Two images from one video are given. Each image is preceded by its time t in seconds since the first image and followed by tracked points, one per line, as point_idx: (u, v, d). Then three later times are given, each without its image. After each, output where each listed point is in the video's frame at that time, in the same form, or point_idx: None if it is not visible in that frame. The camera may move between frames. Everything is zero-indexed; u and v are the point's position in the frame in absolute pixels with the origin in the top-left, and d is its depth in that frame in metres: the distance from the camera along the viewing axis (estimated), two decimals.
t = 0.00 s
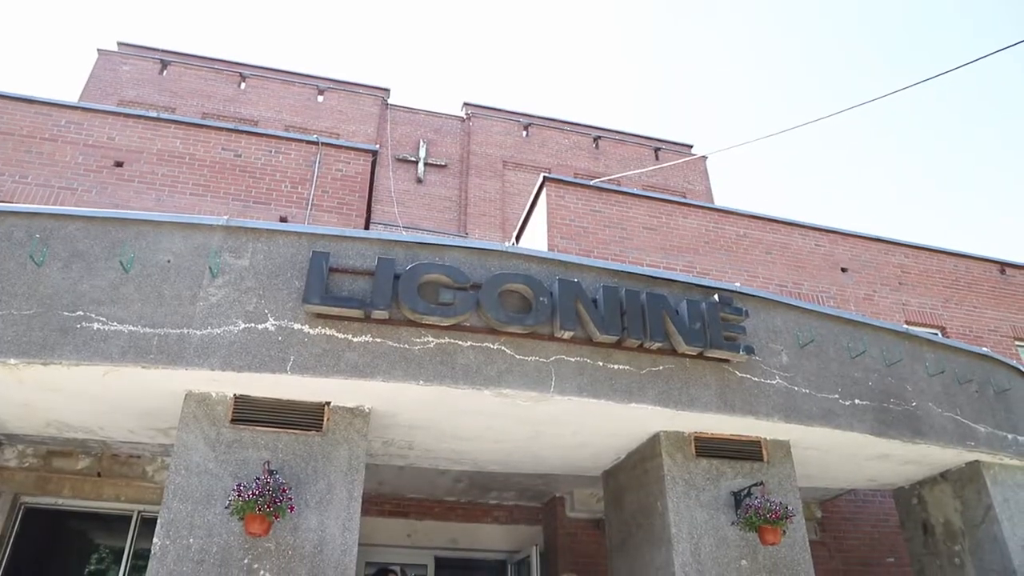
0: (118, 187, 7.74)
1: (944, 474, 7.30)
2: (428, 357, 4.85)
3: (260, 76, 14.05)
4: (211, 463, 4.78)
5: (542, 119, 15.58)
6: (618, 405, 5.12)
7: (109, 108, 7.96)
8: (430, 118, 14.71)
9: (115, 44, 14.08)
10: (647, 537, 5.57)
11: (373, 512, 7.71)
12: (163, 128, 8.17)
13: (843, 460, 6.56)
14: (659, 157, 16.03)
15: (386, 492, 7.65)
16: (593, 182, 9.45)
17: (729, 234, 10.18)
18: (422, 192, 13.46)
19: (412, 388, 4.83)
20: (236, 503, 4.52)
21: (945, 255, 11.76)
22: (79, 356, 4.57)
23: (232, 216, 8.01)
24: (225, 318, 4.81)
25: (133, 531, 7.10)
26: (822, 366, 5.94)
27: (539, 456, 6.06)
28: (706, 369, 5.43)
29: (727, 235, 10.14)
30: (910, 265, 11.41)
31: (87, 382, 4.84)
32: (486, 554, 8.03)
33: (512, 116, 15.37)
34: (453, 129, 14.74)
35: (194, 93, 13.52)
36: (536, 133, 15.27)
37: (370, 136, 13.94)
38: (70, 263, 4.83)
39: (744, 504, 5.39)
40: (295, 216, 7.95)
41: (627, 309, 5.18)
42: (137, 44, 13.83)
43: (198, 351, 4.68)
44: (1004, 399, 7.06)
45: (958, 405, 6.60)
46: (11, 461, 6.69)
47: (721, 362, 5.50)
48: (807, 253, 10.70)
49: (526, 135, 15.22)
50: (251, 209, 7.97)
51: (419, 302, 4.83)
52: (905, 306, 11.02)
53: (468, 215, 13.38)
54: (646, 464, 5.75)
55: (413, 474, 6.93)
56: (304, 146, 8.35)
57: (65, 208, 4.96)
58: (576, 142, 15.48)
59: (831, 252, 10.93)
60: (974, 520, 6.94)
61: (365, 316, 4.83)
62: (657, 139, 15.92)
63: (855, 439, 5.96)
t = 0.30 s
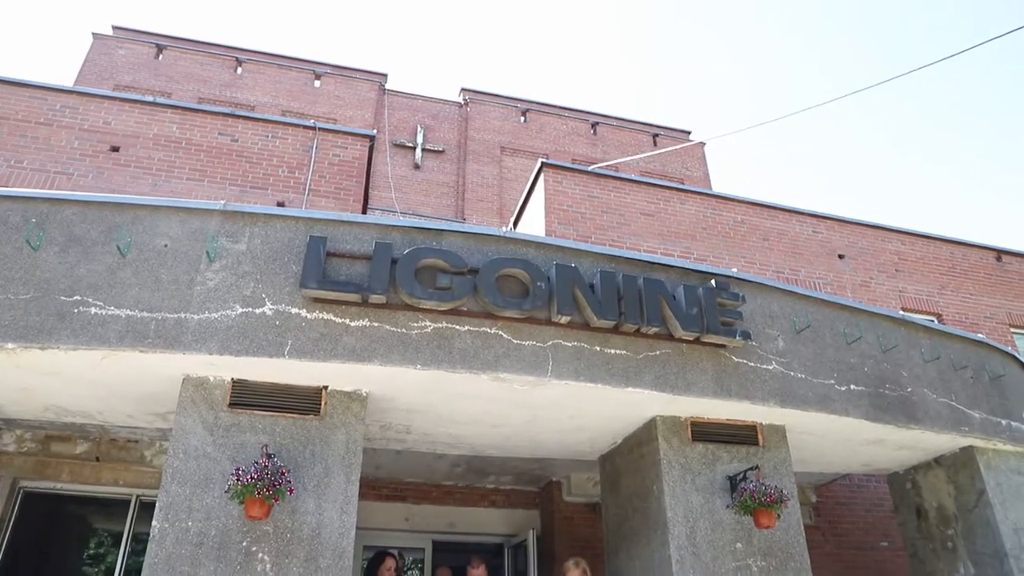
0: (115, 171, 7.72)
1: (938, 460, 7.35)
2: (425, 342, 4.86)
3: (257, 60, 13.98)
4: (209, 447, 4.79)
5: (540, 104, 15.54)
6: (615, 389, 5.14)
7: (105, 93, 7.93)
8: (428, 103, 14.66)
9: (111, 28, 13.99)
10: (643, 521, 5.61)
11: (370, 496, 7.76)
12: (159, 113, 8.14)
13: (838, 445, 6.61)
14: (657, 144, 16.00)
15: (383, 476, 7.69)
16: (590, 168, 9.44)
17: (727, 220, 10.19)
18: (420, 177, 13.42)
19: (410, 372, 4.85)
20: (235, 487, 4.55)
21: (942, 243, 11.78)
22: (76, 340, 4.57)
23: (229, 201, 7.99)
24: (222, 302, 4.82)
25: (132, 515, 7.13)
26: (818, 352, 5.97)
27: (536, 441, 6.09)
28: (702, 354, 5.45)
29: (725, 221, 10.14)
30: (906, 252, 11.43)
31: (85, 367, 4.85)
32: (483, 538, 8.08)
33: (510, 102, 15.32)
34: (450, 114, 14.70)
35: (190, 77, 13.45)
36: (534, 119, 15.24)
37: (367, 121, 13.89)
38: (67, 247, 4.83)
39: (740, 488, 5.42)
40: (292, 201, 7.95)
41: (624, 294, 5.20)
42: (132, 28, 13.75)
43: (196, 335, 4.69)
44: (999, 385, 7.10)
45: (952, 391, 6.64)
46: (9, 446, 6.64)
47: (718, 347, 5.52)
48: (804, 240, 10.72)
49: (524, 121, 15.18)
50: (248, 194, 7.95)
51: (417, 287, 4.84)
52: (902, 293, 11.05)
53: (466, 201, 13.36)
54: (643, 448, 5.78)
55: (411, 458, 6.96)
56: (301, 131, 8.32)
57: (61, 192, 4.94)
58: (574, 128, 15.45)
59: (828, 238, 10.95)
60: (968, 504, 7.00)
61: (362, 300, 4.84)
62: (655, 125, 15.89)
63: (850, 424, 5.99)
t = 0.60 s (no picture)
0: (105, 145, 7.66)
1: (930, 425, 7.42)
2: (421, 312, 4.86)
3: (246, 32, 13.80)
4: (206, 418, 4.81)
5: (534, 74, 15.40)
6: (610, 357, 5.16)
7: (93, 65, 7.83)
8: (420, 74, 14.52)
9: None
10: (638, 487, 5.67)
11: (368, 466, 7.82)
12: (148, 86, 8.05)
13: (831, 411, 6.67)
14: (652, 113, 15.90)
15: (381, 447, 7.75)
16: (585, 138, 9.38)
17: (722, 189, 10.17)
18: (413, 149, 13.33)
19: (406, 342, 4.86)
20: (233, 457, 4.57)
21: (936, 210, 11.78)
22: (71, 314, 4.57)
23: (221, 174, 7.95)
24: (217, 275, 4.80)
25: (132, 489, 7.17)
26: (811, 318, 5.99)
27: (532, 409, 6.13)
28: (697, 321, 5.48)
29: (719, 191, 10.13)
30: (901, 220, 11.44)
31: (80, 341, 4.85)
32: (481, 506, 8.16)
33: (503, 72, 15.18)
34: (443, 85, 14.57)
35: (179, 50, 13.28)
36: (527, 90, 15.12)
37: (359, 93, 13.76)
38: (59, 221, 4.80)
39: (735, 453, 5.48)
40: (285, 173, 7.91)
41: (619, 262, 5.21)
42: None
43: (191, 308, 4.68)
44: (990, 350, 7.16)
45: (945, 357, 6.69)
46: (7, 421, 6.72)
47: (712, 315, 5.55)
48: (799, 208, 10.72)
49: (518, 91, 15.06)
50: (240, 166, 7.90)
51: (411, 257, 4.84)
52: (896, 261, 11.07)
53: (460, 172, 13.29)
54: (638, 416, 5.82)
55: (408, 428, 7.00)
56: (293, 103, 8.24)
57: (51, 165, 4.90)
58: (568, 98, 15.33)
59: (823, 207, 10.95)
60: (958, 469, 7.09)
61: (357, 271, 4.84)
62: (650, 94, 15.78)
63: (844, 390, 6.04)
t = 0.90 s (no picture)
0: (95, 105, 7.57)
1: (920, 388, 7.50)
2: (416, 272, 4.86)
3: None
4: (202, 377, 4.83)
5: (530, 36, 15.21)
6: (604, 318, 5.18)
7: (80, 24, 7.70)
8: (414, 35, 14.32)
9: None
10: (630, 447, 5.73)
11: (363, 427, 7.90)
12: (137, 44, 7.92)
13: (822, 373, 6.72)
14: (648, 76, 15.75)
15: (376, 408, 7.81)
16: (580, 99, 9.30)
17: (717, 152, 10.13)
18: (407, 111, 13.19)
19: (400, 302, 4.86)
20: (228, 415, 4.64)
21: (932, 175, 11.75)
22: (64, 274, 4.55)
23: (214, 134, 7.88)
24: (210, 235, 4.78)
25: (128, 449, 7.22)
26: (805, 281, 6.02)
27: (526, 370, 6.17)
28: (690, 283, 5.49)
29: (715, 154, 10.09)
30: (896, 185, 11.43)
31: (74, 300, 4.84)
32: (474, 467, 8.25)
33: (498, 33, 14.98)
34: (438, 46, 14.38)
35: (168, 8, 13.04)
36: (522, 51, 14.94)
37: (352, 53, 13.58)
38: (49, 180, 4.76)
39: (726, 413, 5.54)
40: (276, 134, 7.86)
41: (614, 223, 5.20)
42: None
43: (185, 268, 4.67)
44: (981, 315, 7.21)
45: (936, 321, 6.73)
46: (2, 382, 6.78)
47: (706, 277, 5.56)
48: (794, 173, 10.69)
49: (513, 53, 14.88)
50: (232, 127, 7.83)
51: (405, 216, 4.83)
52: (891, 226, 11.08)
53: (454, 135, 13.19)
54: (631, 376, 5.86)
55: (403, 388, 7.04)
56: (285, 63, 8.13)
57: (41, 124, 4.84)
58: (564, 60, 15.16)
59: (818, 171, 10.92)
60: (946, 431, 7.18)
61: (351, 231, 4.83)
62: (646, 56, 15.62)
63: (835, 353, 6.09)
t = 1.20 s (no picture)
0: (83, 62, 7.46)
1: (909, 351, 7.56)
2: (410, 231, 4.85)
3: None
4: (196, 336, 4.84)
5: None
6: (598, 278, 5.19)
7: None
8: None
9: None
10: (623, 407, 5.79)
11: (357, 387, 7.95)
12: None
13: (813, 336, 6.77)
14: (645, 37, 15.56)
15: (370, 368, 7.85)
16: (576, 59, 9.20)
17: (714, 115, 10.06)
18: (401, 71, 12.98)
19: (394, 261, 4.86)
20: (222, 372, 4.66)
21: (928, 140, 11.70)
22: (55, 232, 4.53)
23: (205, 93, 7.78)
24: (203, 193, 4.75)
25: (124, 408, 7.27)
26: (798, 243, 6.03)
27: (519, 330, 6.20)
28: (684, 244, 5.50)
29: (711, 117, 10.02)
30: (892, 150, 11.39)
31: (66, 259, 4.81)
32: (468, 426, 8.32)
33: None
34: (432, 5, 14.15)
35: None
36: (518, 11, 14.73)
37: (345, 11, 13.35)
38: (38, 137, 4.70)
39: (717, 374, 5.59)
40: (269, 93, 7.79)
41: (609, 183, 5.19)
42: None
43: (178, 226, 4.65)
44: (972, 280, 7.25)
45: (928, 285, 6.77)
46: None
47: (700, 238, 5.57)
48: (790, 136, 10.64)
49: (509, 12, 14.66)
50: (223, 85, 7.73)
51: (399, 175, 4.80)
52: (886, 191, 11.07)
53: (448, 96, 13.06)
54: (624, 337, 5.90)
55: (396, 348, 7.07)
56: (277, 21, 7.99)
57: (29, 80, 4.77)
58: (560, 20, 14.96)
59: (815, 135, 10.87)
60: (934, 394, 7.26)
61: (344, 189, 4.80)
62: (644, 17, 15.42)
63: (827, 315, 6.13)
